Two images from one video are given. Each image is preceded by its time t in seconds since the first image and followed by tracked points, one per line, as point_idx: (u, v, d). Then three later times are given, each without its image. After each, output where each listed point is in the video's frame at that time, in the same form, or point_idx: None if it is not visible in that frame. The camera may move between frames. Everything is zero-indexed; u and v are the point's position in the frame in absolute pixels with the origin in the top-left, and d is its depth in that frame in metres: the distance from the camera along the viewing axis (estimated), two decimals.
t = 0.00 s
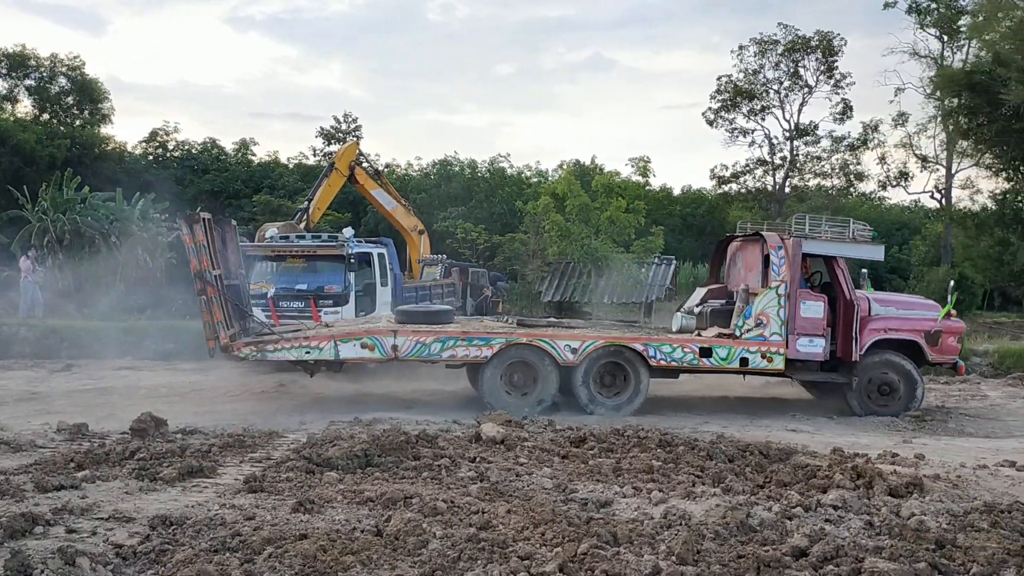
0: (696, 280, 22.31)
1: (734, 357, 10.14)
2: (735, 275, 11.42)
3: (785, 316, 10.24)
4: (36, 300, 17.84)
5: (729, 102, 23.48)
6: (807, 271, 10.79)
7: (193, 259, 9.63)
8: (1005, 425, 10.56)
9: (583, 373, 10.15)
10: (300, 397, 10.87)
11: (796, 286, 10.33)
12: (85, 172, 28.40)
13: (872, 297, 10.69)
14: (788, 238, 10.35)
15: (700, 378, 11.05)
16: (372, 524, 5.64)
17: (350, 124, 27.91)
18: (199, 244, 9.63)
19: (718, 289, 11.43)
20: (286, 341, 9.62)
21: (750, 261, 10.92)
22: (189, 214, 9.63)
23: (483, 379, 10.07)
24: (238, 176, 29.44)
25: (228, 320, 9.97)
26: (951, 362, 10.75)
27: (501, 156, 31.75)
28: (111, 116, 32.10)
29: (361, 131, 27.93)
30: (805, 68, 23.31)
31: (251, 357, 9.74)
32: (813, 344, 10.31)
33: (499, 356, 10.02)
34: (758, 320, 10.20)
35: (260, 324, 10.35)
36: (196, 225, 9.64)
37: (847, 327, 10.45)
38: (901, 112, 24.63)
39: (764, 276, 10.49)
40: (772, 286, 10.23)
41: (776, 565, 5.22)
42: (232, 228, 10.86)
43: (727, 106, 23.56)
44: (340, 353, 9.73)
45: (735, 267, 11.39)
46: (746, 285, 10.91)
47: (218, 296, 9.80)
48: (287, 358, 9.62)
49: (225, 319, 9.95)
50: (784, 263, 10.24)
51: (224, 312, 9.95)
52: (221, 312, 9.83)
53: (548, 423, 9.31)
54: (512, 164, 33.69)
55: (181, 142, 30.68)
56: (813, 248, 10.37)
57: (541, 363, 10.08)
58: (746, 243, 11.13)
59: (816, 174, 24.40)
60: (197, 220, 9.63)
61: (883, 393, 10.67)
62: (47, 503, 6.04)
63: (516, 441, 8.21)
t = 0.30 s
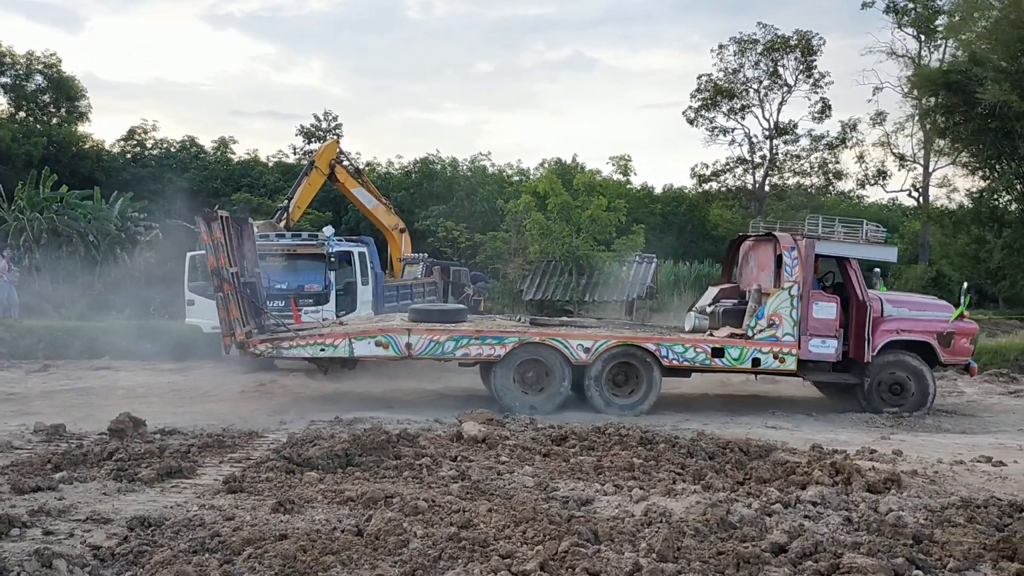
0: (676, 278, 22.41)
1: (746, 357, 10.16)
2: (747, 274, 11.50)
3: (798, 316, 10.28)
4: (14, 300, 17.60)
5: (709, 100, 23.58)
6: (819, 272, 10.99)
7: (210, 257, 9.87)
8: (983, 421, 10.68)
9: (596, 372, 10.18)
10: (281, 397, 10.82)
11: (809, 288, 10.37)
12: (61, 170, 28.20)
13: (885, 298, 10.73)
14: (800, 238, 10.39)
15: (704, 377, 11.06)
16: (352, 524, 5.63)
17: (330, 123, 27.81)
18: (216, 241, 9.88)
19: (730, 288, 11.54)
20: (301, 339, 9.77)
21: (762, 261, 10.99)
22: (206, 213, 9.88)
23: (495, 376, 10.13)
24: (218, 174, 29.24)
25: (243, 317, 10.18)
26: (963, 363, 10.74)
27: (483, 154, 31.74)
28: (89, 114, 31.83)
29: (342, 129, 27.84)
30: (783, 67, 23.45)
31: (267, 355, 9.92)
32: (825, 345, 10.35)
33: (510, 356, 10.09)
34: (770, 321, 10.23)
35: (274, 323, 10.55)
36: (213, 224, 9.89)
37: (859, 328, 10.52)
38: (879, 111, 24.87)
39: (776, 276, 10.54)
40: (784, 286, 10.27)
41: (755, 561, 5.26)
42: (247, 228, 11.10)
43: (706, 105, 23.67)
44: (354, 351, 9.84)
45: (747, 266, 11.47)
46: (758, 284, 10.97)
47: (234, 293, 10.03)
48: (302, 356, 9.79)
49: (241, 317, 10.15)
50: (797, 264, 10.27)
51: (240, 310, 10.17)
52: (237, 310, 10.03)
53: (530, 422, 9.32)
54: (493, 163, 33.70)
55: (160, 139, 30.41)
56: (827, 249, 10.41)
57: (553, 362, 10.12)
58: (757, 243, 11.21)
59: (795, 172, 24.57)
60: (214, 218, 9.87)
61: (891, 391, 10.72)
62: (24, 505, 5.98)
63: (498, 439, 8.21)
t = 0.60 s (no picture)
0: (666, 275, 22.43)
1: (768, 352, 10.23)
2: (767, 271, 11.49)
3: (819, 311, 10.33)
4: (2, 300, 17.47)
5: (699, 98, 23.59)
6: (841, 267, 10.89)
7: (237, 258, 10.09)
8: (972, 415, 10.73)
9: (618, 369, 10.25)
10: (271, 396, 10.80)
11: (831, 282, 10.40)
12: (49, 169, 28.06)
13: (908, 293, 10.94)
14: (820, 234, 10.42)
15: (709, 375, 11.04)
16: (343, 522, 5.62)
17: (320, 120, 27.75)
18: (243, 243, 10.10)
19: (751, 286, 11.56)
20: (325, 338, 9.91)
21: (784, 257, 10.98)
22: (232, 215, 10.09)
23: (517, 374, 10.22)
24: (206, 173, 29.09)
25: (270, 317, 10.38)
26: (987, 357, 10.79)
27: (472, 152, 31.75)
28: (77, 111, 31.68)
29: (332, 127, 27.78)
30: (772, 65, 23.49)
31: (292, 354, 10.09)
32: (848, 339, 10.40)
33: (534, 352, 10.18)
34: (792, 315, 10.32)
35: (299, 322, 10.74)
36: (239, 226, 10.10)
37: (882, 323, 10.53)
38: (868, 108, 24.95)
39: (797, 272, 10.58)
40: (806, 282, 10.30)
41: (745, 557, 5.28)
42: (270, 229, 11.31)
43: (696, 102, 23.68)
44: (378, 350, 9.98)
45: (768, 263, 11.45)
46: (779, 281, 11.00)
47: (259, 293, 10.24)
48: (326, 355, 9.95)
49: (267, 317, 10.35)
50: (818, 258, 10.30)
51: (266, 310, 10.38)
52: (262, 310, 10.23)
53: (520, 419, 9.32)
54: (483, 160, 33.69)
55: (148, 137, 30.23)
56: (849, 243, 10.49)
57: (574, 359, 10.20)
58: (778, 240, 11.20)
59: (785, 169, 24.65)
60: (240, 220, 10.08)
61: (912, 382, 10.78)
62: (12, 505, 5.96)
63: (489, 437, 8.21)
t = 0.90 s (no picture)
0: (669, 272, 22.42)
1: (801, 349, 10.24)
2: (799, 268, 11.47)
3: (853, 308, 10.32)
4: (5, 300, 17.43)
5: (700, 94, 23.58)
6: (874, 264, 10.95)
7: (271, 256, 10.16)
8: (976, 412, 10.72)
9: (648, 367, 10.28)
10: (273, 394, 10.81)
11: (864, 279, 10.42)
12: (50, 168, 28.02)
13: (942, 290, 10.92)
14: (854, 230, 10.43)
15: (724, 371, 11.04)
16: (347, 520, 5.63)
17: (322, 118, 27.75)
18: (277, 241, 10.17)
19: (781, 282, 11.52)
20: (359, 336, 9.99)
21: (816, 253, 10.96)
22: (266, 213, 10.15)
23: (547, 372, 10.29)
24: (207, 171, 29.06)
25: (303, 314, 10.48)
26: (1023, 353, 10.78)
27: (473, 150, 31.75)
28: (78, 110, 31.66)
29: (333, 125, 27.77)
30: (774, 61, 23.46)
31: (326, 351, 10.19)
32: (881, 336, 10.46)
33: (566, 349, 10.22)
34: (825, 313, 10.29)
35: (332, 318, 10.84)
36: (273, 224, 10.16)
37: (916, 319, 10.55)
38: (869, 104, 24.94)
39: (830, 268, 10.56)
40: (839, 278, 10.33)
41: (749, 553, 5.29)
42: (303, 225, 11.37)
43: (698, 99, 23.66)
44: (410, 347, 10.07)
45: (800, 259, 11.45)
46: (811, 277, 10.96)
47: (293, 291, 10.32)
48: (360, 352, 10.05)
49: (301, 314, 10.45)
50: (852, 255, 10.31)
51: (299, 307, 10.47)
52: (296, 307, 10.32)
53: (522, 417, 9.31)
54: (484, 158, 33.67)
55: (149, 136, 30.18)
56: (883, 239, 10.53)
57: (604, 357, 10.24)
58: (812, 235, 11.16)
59: (787, 165, 24.65)
60: (275, 218, 10.14)
61: (948, 372, 10.78)
62: (16, 504, 5.97)
63: (491, 434, 8.21)
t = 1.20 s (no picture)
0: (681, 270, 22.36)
1: (845, 346, 10.18)
2: (840, 262, 11.47)
3: (898, 304, 10.22)
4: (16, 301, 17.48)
5: (710, 91, 23.51)
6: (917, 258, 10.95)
7: (314, 262, 10.36)
8: (990, 409, 10.65)
9: (690, 365, 10.29)
10: (285, 393, 10.84)
11: (908, 274, 10.32)
12: (63, 169, 28.19)
13: (987, 283, 10.75)
14: (897, 224, 10.41)
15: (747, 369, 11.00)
16: (359, 518, 5.64)
17: (332, 118, 27.78)
18: (319, 248, 10.38)
19: (824, 277, 11.53)
20: (401, 340, 10.14)
21: (858, 248, 10.95)
22: (307, 219, 10.36)
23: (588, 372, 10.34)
24: (217, 171, 29.16)
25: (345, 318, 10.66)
26: None
27: (483, 148, 31.74)
28: (89, 111, 31.80)
29: (343, 125, 27.82)
30: (785, 57, 23.37)
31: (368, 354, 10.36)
32: (928, 331, 10.31)
33: (606, 349, 10.26)
34: (869, 309, 10.22)
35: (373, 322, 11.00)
36: (315, 230, 10.37)
37: (963, 313, 10.40)
38: (881, 99, 24.80)
39: (873, 263, 10.53)
40: (883, 274, 10.26)
41: (762, 552, 5.26)
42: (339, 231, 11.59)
43: (708, 95, 23.60)
44: (452, 349, 10.18)
45: (842, 254, 11.45)
46: (854, 271, 10.94)
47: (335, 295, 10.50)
48: (402, 355, 10.17)
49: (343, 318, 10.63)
50: (896, 249, 10.26)
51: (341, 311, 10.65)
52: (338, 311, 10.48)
53: (533, 415, 9.30)
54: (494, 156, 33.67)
55: (160, 137, 30.29)
56: (926, 233, 10.50)
57: (646, 356, 10.27)
58: (852, 229, 11.14)
59: (798, 162, 24.53)
60: (316, 224, 10.35)
61: (1000, 365, 10.64)
62: (31, 503, 6.01)
63: (502, 433, 8.22)
